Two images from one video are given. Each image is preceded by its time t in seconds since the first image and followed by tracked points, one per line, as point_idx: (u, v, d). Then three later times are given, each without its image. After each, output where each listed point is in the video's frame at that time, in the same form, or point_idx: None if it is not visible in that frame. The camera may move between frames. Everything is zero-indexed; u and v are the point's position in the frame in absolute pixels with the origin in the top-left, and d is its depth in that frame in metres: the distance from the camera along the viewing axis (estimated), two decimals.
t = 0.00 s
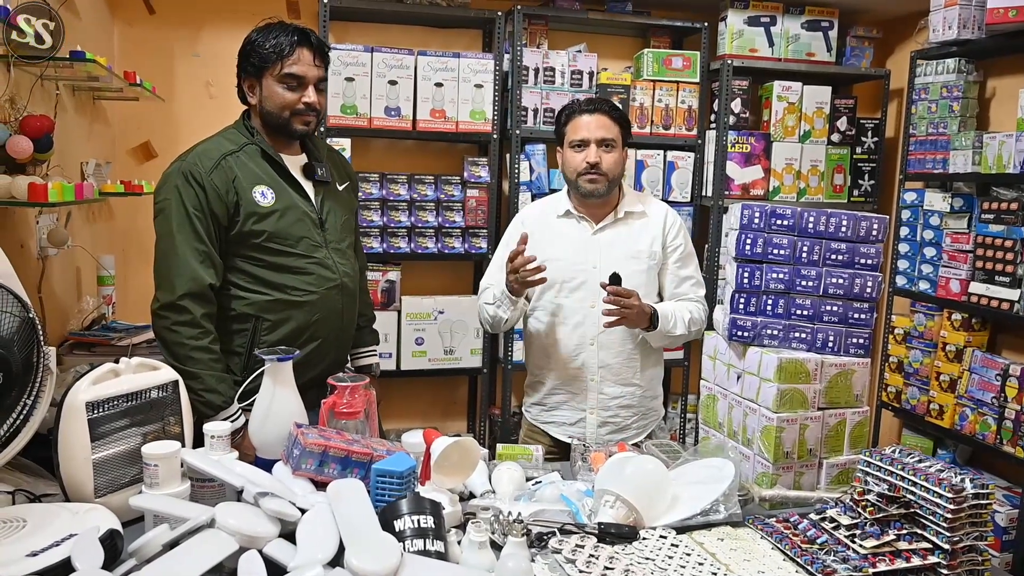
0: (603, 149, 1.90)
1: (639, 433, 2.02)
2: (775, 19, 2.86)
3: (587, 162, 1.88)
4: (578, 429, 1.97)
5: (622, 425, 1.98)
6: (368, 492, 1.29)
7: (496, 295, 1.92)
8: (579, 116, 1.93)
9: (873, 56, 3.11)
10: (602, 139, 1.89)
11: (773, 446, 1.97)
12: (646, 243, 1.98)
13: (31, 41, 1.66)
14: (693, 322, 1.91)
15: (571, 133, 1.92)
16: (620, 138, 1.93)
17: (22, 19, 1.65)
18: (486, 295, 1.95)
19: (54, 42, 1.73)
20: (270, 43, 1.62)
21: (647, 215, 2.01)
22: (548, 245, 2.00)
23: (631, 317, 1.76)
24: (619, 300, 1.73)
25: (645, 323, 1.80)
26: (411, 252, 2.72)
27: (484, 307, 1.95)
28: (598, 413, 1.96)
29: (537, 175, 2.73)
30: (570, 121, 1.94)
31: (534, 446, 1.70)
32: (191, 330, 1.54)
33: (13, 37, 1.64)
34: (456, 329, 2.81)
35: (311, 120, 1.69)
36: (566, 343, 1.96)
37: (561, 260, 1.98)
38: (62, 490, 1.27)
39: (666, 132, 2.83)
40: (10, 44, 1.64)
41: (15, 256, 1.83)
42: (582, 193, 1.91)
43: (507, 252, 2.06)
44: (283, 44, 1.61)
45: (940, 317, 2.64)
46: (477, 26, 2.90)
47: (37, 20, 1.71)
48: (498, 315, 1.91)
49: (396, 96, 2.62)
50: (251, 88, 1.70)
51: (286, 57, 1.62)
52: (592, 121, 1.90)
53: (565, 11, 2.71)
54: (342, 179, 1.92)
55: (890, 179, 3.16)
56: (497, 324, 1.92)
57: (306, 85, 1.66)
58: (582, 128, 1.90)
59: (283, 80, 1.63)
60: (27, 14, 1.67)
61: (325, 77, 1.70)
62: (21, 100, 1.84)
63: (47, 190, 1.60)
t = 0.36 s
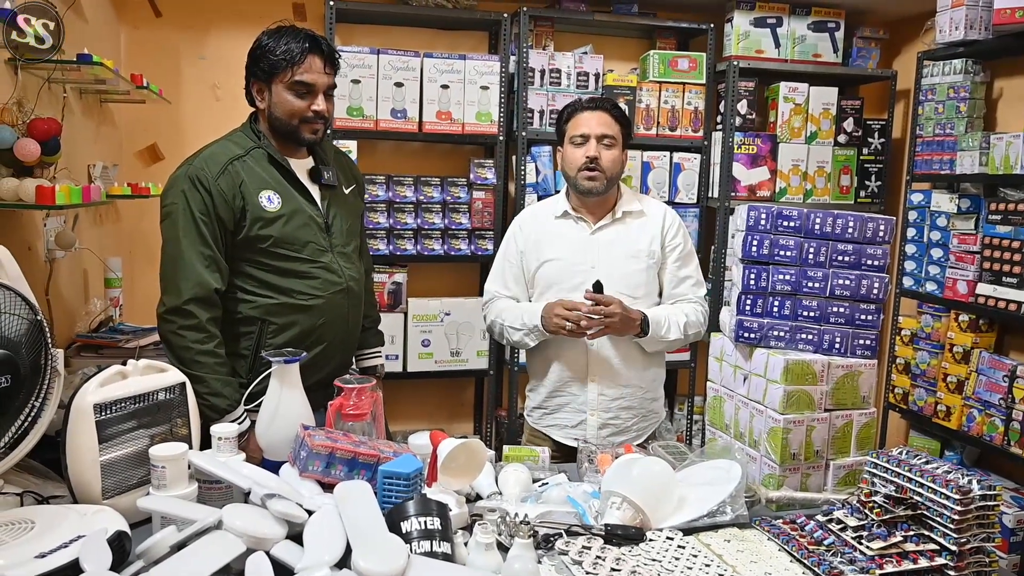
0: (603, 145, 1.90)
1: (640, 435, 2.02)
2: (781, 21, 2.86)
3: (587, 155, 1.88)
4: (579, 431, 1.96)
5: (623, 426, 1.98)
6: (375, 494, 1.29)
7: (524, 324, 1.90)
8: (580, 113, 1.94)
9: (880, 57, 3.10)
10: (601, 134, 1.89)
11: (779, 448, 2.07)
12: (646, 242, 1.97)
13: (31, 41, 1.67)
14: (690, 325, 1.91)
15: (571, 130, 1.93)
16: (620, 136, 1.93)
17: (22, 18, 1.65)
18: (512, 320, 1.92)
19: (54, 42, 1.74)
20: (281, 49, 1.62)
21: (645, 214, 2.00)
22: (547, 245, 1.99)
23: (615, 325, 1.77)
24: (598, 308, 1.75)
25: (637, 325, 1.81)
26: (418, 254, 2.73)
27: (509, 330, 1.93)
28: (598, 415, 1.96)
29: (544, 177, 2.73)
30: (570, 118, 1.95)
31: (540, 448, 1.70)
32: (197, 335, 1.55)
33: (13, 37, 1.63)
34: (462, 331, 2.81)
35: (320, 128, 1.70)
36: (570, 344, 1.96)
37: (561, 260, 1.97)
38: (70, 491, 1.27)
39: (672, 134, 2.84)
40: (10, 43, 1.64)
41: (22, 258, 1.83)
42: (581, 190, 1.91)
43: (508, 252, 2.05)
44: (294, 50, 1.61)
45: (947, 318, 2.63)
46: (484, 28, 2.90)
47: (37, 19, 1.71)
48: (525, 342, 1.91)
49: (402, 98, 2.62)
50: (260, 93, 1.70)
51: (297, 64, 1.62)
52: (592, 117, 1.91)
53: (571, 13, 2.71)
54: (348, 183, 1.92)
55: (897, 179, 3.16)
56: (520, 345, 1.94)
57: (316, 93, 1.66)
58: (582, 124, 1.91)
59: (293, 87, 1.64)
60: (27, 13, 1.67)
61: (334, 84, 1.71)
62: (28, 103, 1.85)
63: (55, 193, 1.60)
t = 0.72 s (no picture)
0: (614, 149, 1.90)
1: (641, 436, 2.03)
2: (784, 22, 2.86)
3: (598, 159, 1.88)
4: (582, 431, 1.97)
5: (626, 427, 1.98)
6: (381, 496, 1.29)
7: (523, 318, 1.88)
8: (591, 114, 1.93)
9: (883, 58, 3.11)
10: (612, 138, 1.89)
11: (783, 448, 2.08)
12: (650, 243, 1.99)
13: (31, 41, 1.67)
14: (696, 318, 1.89)
15: (581, 131, 1.93)
16: (630, 139, 1.93)
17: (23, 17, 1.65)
18: (510, 315, 1.92)
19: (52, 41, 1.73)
20: (285, 54, 1.61)
21: (650, 217, 2.01)
22: (550, 244, 1.99)
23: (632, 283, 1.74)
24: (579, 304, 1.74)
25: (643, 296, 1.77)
26: (423, 256, 2.73)
27: (508, 325, 1.92)
28: (601, 415, 1.96)
29: (549, 179, 2.74)
30: (581, 119, 1.94)
31: (546, 449, 1.69)
32: (198, 339, 1.55)
33: (13, 37, 1.62)
34: (468, 332, 2.81)
35: (324, 134, 1.70)
36: (573, 345, 1.96)
37: (563, 259, 1.98)
38: (75, 493, 1.27)
39: (677, 135, 2.84)
40: (10, 44, 1.63)
41: (27, 261, 1.84)
42: (590, 194, 1.92)
43: (509, 249, 2.06)
44: (299, 55, 1.61)
45: (952, 318, 2.64)
46: (488, 30, 2.90)
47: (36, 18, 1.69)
48: (524, 337, 1.90)
49: (407, 100, 2.62)
50: (264, 97, 1.70)
51: (301, 70, 1.62)
52: (603, 120, 1.91)
53: (576, 15, 2.71)
54: (352, 185, 1.92)
55: (901, 179, 3.17)
56: (519, 341, 1.92)
57: (320, 100, 1.67)
58: (593, 126, 1.91)
59: (298, 94, 1.64)
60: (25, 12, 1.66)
61: (338, 90, 1.71)
62: (33, 106, 1.86)
63: (59, 197, 1.60)
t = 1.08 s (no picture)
0: (618, 158, 1.91)
1: (641, 438, 2.02)
2: (789, 23, 2.86)
3: (601, 170, 1.89)
4: (580, 435, 1.97)
5: (624, 431, 1.98)
6: (385, 497, 1.29)
7: (523, 319, 1.88)
8: (595, 121, 1.93)
9: (887, 58, 3.10)
10: (616, 147, 1.89)
11: (787, 449, 2.06)
12: (652, 247, 1.98)
13: (31, 41, 1.61)
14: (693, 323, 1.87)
15: (585, 139, 1.92)
16: (634, 145, 1.93)
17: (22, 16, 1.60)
18: (511, 315, 1.92)
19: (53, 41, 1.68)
20: (287, 56, 1.62)
21: (654, 222, 2.01)
22: (553, 246, 2.00)
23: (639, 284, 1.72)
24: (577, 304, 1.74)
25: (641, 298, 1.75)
26: (428, 257, 2.73)
27: (508, 325, 1.92)
28: (599, 418, 1.96)
29: (552, 180, 2.74)
30: (585, 124, 1.94)
31: (549, 450, 1.69)
32: (202, 341, 1.55)
33: (13, 37, 1.58)
34: (472, 333, 2.81)
35: (326, 135, 1.71)
36: (574, 347, 1.96)
37: (564, 262, 1.98)
38: (79, 495, 1.28)
39: (680, 136, 2.84)
40: (9, 43, 1.59)
41: (31, 263, 1.84)
42: (594, 202, 1.92)
43: (512, 251, 2.06)
44: (301, 57, 1.62)
45: (956, 318, 2.64)
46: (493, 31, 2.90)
47: (35, 19, 1.65)
48: (524, 338, 1.89)
49: (411, 101, 2.62)
50: (265, 100, 1.69)
51: (303, 72, 1.62)
52: (606, 128, 1.90)
53: (580, 16, 2.71)
54: (353, 186, 1.92)
55: (905, 180, 3.17)
56: (520, 341, 1.92)
57: (323, 101, 1.67)
58: (596, 134, 1.90)
59: (301, 96, 1.64)
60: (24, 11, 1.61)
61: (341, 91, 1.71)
62: (36, 108, 1.86)
63: (63, 198, 1.60)
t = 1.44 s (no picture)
0: (622, 156, 1.90)
1: (644, 439, 2.02)
2: (793, 23, 2.86)
3: (606, 168, 1.88)
4: (582, 435, 1.97)
5: (626, 432, 1.98)
6: (388, 497, 1.29)
7: (526, 319, 1.88)
8: (599, 120, 1.93)
9: (891, 58, 3.10)
10: (621, 145, 1.89)
11: (791, 450, 2.15)
12: (656, 249, 1.97)
13: (31, 41, 1.61)
14: (700, 332, 1.89)
15: (589, 138, 1.92)
16: (639, 145, 1.93)
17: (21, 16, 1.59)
18: (514, 315, 1.92)
19: (54, 40, 1.66)
20: (286, 55, 1.61)
21: (660, 223, 2.00)
22: (557, 247, 2.00)
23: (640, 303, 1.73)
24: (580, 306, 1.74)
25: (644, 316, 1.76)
26: (431, 257, 2.73)
27: (511, 325, 1.92)
28: (601, 420, 1.96)
29: (555, 180, 2.74)
30: (590, 124, 1.94)
31: (552, 450, 1.69)
32: (201, 340, 1.55)
33: (13, 37, 1.58)
34: (475, 333, 2.81)
35: (326, 135, 1.70)
36: (574, 348, 1.96)
37: (569, 263, 1.98)
38: (83, 493, 1.28)
39: (684, 136, 2.84)
40: (10, 44, 1.59)
41: (35, 262, 1.84)
42: (599, 202, 1.92)
43: (518, 252, 2.07)
44: (300, 56, 1.61)
45: (960, 319, 2.63)
46: (496, 31, 2.90)
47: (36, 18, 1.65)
48: (527, 338, 1.89)
49: (414, 101, 2.62)
50: (266, 99, 1.70)
51: (302, 71, 1.62)
52: (612, 126, 1.90)
53: (583, 16, 2.71)
54: (355, 186, 1.92)
55: (909, 180, 3.17)
56: (523, 342, 1.92)
57: (322, 100, 1.67)
58: (602, 133, 1.90)
59: (300, 94, 1.64)
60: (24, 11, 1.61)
61: (341, 90, 1.71)
62: (40, 108, 1.86)
63: (67, 197, 1.61)
